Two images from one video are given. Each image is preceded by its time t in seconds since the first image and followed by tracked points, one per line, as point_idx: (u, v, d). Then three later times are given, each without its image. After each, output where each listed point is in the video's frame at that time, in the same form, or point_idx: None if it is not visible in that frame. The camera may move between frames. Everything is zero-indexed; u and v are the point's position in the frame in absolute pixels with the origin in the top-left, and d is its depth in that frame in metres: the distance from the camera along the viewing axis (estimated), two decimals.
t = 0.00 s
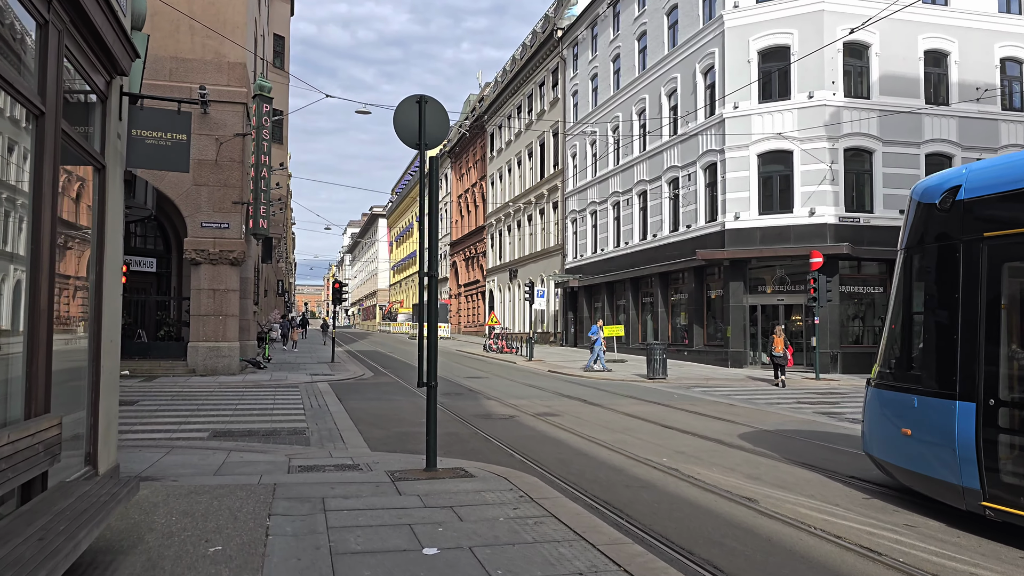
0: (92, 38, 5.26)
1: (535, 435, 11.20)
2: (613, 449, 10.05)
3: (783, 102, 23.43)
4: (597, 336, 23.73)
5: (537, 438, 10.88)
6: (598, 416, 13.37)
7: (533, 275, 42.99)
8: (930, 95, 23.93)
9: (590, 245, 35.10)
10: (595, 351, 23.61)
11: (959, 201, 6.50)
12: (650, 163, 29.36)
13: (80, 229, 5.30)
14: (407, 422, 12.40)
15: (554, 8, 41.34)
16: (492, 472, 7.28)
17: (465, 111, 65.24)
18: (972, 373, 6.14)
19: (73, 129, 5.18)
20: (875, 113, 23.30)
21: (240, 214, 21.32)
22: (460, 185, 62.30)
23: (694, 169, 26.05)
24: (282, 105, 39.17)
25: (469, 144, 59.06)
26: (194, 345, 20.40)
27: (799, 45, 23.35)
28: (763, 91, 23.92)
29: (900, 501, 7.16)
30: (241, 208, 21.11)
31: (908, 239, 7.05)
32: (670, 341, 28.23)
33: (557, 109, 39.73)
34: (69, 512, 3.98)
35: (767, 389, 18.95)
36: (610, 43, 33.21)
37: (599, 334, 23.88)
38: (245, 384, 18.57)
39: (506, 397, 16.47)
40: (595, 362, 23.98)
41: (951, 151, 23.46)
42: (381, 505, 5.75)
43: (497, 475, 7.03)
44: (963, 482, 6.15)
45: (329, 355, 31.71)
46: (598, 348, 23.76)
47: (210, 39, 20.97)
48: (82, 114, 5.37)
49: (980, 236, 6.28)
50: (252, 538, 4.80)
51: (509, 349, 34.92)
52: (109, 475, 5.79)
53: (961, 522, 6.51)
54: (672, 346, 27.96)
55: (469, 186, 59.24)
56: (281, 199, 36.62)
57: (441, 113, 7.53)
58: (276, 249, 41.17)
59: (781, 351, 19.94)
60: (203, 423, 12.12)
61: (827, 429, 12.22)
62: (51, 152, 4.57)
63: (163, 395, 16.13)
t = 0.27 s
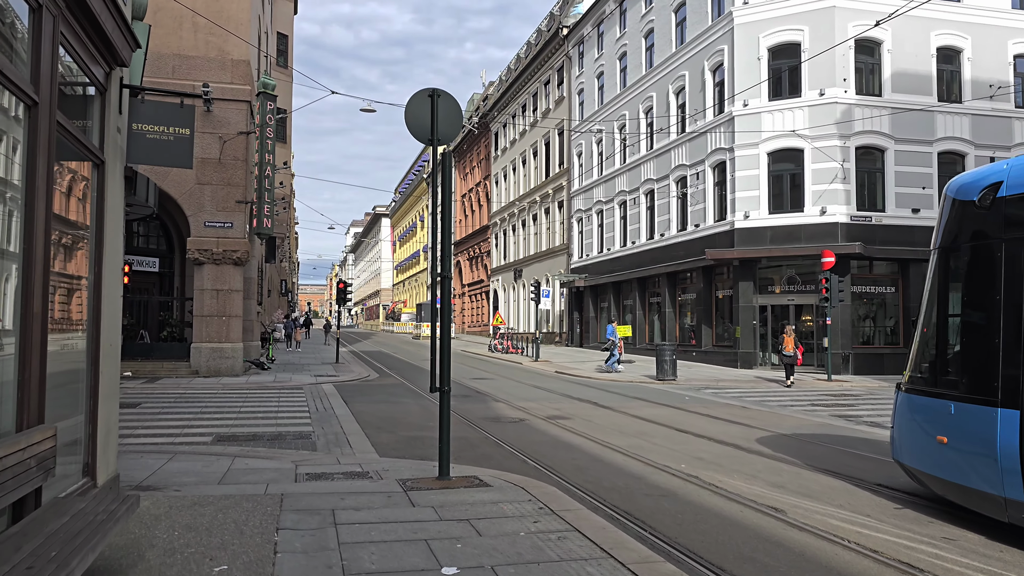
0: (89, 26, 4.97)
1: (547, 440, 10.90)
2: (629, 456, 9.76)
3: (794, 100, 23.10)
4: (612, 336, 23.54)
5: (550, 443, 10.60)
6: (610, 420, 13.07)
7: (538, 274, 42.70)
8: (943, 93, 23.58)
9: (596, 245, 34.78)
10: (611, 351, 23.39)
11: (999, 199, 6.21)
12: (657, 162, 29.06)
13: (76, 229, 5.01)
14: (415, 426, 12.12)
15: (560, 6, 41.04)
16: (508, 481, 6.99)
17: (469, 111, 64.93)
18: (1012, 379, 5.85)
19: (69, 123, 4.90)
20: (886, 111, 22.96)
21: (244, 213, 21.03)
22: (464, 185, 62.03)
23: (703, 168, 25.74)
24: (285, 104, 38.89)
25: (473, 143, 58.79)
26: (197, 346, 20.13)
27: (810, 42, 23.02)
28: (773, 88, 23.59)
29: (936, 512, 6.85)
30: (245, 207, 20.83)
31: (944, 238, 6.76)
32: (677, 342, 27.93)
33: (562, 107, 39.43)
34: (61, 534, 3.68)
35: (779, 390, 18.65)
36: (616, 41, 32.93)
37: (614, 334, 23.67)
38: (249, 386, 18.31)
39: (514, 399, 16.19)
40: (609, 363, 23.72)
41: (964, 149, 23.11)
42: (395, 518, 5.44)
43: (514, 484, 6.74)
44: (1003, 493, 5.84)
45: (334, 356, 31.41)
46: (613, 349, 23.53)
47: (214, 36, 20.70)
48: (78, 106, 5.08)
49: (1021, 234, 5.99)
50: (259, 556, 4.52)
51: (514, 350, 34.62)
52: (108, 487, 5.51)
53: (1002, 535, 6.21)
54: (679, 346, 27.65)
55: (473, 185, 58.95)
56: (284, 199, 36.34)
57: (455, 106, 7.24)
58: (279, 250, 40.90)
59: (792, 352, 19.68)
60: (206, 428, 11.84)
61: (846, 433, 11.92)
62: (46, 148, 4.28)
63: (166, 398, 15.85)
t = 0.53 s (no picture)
0: (83, 7, 4.69)
1: (558, 443, 10.61)
2: (644, 460, 9.45)
3: (804, 97, 22.79)
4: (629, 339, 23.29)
5: (562, 446, 10.30)
6: (621, 422, 12.76)
7: (543, 274, 42.41)
8: (955, 89, 23.24)
9: (602, 244, 34.49)
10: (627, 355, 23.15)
11: None
12: (664, 160, 28.77)
13: (69, 223, 4.72)
14: (423, 429, 11.84)
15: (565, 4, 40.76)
16: (523, 487, 6.69)
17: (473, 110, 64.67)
18: None
19: (63, 111, 4.62)
20: (898, 108, 22.62)
21: (247, 212, 20.77)
22: (468, 184, 61.76)
23: (711, 166, 25.43)
24: (289, 103, 38.66)
25: (477, 142, 58.52)
26: (199, 346, 19.87)
27: (820, 38, 22.71)
28: (782, 85, 23.28)
29: (970, 519, 6.54)
30: (248, 206, 20.58)
31: (978, 233, 6.50)
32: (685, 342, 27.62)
33: (567, 106, 39.14)
34: (49, 550, 3.40)
35: (791, 392, 18.34)
36: (622, 39, 32.63)
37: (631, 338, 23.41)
38: (252, 387, 18.04)
39: (523, 401, 15.91)
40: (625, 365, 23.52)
41: (976, 146, 22.78)
42: (406, 527, 5.15)
43: (529, 491, 6.44)
44: None
45: (338, 356, 31.13)
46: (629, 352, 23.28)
47: (216, 32, 20.45)
48: (72, 92, 4.79)
49: None
50: (264, 570, 4.22)
51: (519, 350, 34.34)
52: (104, 496, 5.23)
53: None
54: (687, 347, 27.35)
55: (476, 185, 58.68)
56: (287, 198, 36.09)
57: (466, 96, 6.95)
58: (282, 249, 40.67)
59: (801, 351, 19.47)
60: (208, 430, 11.57)
61: (864, 436, 11.59)
62: (37, 135, 4.00)
63: (168, 399, 15.61)
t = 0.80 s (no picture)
0: None
1: (570, 447, 10.31)
2: (660, 465, 9.15)
3: (814, 94, 22.47)
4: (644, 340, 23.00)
5: (574, 451, 10.01)
6: (633, 425, 12.47)
7: (547, 274, 42.12)
8: (968, 85, 22.89)
9: (608, 243, 34.18)
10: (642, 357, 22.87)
11: None
12: (671, 158, 28.45)
13: (60, 218, 4.42)
14: (430, 432, 11.55)
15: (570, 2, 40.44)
16: (539, 497, 6.41)
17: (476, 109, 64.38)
18: None
19: (56, 99, 4.33)
20: (910, 105, 22.28)
21: (250, 210, 20.51)
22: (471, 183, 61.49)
23: (719, 164, 25.11)
24: (292, 102, 38.38)
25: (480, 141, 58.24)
26: (202, 346, 19.62)
27: (831, 34, 22.38)
28: (792, 82, 22.95)
29: (1008, 530, 6.23)
30: (251, 204, 20.31)
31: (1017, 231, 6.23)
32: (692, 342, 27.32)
33: (572, 104, 38.83)
34: None
35: (803, 393, 18.03)
36: (628, 36, 32.32)
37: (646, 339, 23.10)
38: (255, 388, 17.78)
39: (530, 403, 15.62)
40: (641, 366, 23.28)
41: (989, 144, 22.45)
42: (420, 542, 4.86)
43: (547, 501, 6.15)
44: None
45: (341, 356, 30.88)
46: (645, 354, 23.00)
47: (219, 28, 20.18)
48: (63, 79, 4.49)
49: None
50: None
51: (524, 351, 34.06)
52: (99, 509, 4.95)
53: None
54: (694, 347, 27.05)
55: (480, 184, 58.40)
56: (290, 197, 35.82)
57: (479, 87, 6.66)
58: (286, 249, 40.41)
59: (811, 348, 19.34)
60: (210, 433, 11.28)
61: (884, 440, 11.27)
62: (26, 124, 3.71)
63: (170, 400, 15.35)
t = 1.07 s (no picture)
0: None
1: (581, 451, 10.01)
2: (675, 469, 8.84)
3: (824, 90, 22.17)
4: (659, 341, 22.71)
5: (585, 454, 9.71)
6: (644, 427, 12.16)
7: (551, 273, 41.85)
8: (980, 82, 22.56)
9: (613, 243, 33.89)
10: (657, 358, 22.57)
11: None
12: (678, 157, 28.15)
13: (48, 209, 4.12)
14: (437, 435, 11.25)
15: None
16: (556, 505, 6.11)
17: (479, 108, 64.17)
18: None
19: (46, 85, 4.04)
20: (921, 102, 21.95)
21: (252, 209, 20.24)
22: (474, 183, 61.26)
23: (727, 162, 24.81)
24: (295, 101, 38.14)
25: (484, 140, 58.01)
26: (203, 347, 19.35)
27: (841, 30, 22.08)
28: (802, 79, 22.64)
29: None
30: (254, 202, 20.05)
31: None
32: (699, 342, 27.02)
33: (577, 102, 38.55)
34: None
35: (814, 394, 17.72)
36: (634, 33, 32.04)
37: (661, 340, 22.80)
38: (256, 389, 17.50)
39: (538, 404, 15.33)
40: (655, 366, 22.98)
41: (1001, 141, 22.12)
42: (434, 556, 4.56)
43: (564, 510, 5.86)
44: None
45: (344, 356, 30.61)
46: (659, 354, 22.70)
47: (221, 24, 19.92)
48: (56, 64, 4.20)
49: None
50: None
51: (529, 351, 33.78)
52: (92, 523, 4.66)
53: None
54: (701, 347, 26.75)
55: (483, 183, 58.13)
56: (293, 197, 35.57)
57: (493, 76, 6.38)
58: (288, 248, 40.17)
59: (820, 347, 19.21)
60: (212, 436, 10.99)
61: (903, 443, 10.94)
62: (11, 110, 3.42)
63: (171, 402, 15.07)
